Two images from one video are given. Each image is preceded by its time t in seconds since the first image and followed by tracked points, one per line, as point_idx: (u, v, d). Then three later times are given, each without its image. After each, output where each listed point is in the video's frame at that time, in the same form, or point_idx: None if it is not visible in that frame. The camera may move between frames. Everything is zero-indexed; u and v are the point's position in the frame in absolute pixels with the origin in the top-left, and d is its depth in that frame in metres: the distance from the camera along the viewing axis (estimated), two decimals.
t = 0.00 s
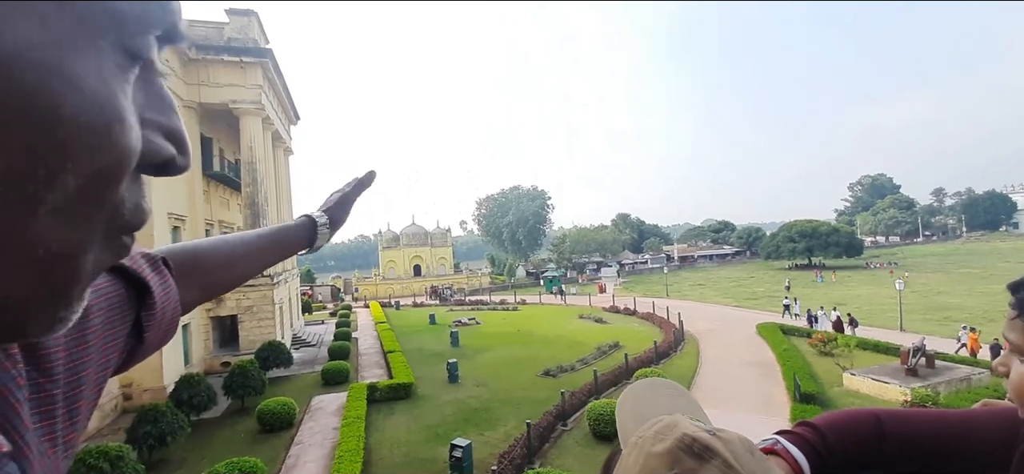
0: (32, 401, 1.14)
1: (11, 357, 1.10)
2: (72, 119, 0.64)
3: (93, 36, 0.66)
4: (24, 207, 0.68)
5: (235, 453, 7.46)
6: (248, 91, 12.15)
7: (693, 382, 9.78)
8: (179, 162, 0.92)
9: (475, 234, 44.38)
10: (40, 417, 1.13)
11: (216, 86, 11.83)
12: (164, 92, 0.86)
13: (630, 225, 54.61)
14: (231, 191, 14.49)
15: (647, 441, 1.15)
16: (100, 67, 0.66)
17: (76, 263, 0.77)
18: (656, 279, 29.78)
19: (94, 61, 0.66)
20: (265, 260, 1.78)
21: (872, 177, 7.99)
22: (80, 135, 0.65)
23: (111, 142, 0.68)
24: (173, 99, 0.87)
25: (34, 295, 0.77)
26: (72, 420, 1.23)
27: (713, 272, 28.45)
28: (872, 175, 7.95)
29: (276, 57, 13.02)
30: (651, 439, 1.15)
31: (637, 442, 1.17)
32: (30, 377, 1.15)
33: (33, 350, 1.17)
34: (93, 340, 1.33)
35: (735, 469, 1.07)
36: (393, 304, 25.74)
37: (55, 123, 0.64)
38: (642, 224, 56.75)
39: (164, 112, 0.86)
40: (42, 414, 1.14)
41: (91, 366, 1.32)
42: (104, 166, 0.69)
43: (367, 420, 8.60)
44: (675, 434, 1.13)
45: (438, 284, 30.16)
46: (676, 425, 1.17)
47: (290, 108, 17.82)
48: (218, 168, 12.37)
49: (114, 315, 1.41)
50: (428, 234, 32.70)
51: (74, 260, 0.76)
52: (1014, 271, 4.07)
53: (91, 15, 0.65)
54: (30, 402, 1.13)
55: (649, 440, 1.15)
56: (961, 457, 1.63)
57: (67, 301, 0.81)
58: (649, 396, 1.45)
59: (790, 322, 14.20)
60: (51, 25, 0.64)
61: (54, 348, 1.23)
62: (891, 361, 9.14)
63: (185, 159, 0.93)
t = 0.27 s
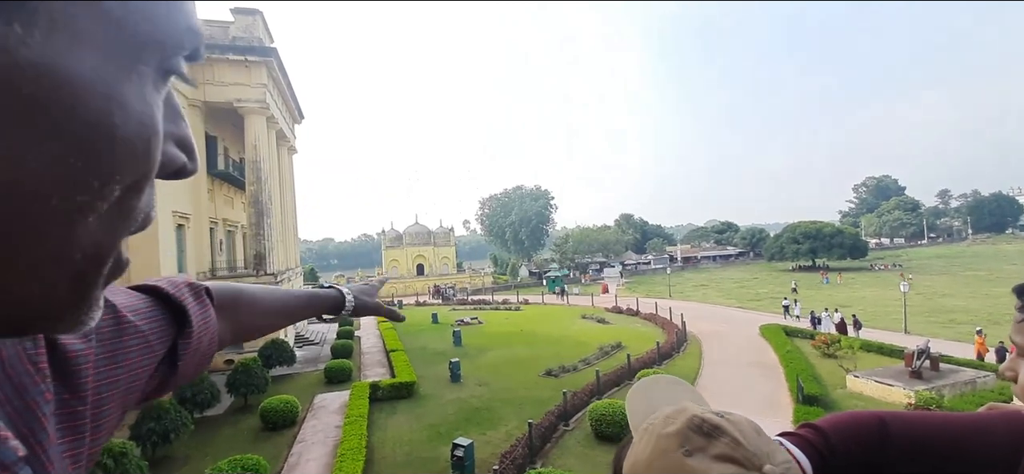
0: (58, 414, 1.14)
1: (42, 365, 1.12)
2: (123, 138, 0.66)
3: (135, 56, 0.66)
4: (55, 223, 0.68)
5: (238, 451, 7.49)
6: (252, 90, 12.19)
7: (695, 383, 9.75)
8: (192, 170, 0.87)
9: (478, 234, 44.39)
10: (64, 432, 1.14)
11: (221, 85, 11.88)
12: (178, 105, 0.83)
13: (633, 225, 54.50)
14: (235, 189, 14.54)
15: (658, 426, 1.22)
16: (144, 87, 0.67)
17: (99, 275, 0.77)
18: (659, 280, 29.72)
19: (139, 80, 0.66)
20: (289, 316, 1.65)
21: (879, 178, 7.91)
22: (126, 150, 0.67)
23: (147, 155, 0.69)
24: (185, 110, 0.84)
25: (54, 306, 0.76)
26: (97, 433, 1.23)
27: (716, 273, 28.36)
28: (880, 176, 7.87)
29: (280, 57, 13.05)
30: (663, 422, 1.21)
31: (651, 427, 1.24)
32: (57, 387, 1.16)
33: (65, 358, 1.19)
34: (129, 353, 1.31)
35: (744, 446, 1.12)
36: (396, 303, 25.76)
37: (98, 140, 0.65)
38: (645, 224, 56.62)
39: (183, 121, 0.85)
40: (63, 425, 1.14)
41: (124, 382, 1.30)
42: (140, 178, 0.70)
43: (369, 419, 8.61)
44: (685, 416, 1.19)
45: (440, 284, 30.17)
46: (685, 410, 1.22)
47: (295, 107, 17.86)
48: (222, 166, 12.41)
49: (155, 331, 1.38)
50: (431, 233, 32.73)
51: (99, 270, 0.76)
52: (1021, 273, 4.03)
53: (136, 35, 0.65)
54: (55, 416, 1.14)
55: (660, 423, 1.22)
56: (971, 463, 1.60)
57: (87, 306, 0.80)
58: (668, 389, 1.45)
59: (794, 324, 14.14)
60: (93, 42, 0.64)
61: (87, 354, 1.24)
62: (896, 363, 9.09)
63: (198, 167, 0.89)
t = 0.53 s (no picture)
0: (107, 404, 1.20)
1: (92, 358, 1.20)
2: (164, 155, 0.64)
3: (172, 73, 0.64)
4: (93, 238, 0.64)
5: (240, 449, 7.51)
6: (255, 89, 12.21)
7: (697, 383, 9.75)
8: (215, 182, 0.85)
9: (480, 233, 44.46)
10: (113, 421, 1.19)
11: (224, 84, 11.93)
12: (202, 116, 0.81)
13: (635, 225, 54.47)
14: (238, 188, 14.58)
15: (679, 428, 1.25)
16: (183, 103, 0.65)
17: (136, 287, 0.72)
18: (660, 280, 29.73)
19: (178, 98, 0.65)
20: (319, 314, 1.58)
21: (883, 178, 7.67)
22: (166, 166, 0.65)
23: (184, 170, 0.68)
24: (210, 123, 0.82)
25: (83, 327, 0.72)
26: (146, 422, 1.28)
27: (717, 273, 28.34)
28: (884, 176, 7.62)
29: (283, 56, 13.08)
30: (683, 426, 1.25)
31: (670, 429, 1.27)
32: (108, 378, 1.22)
33: (116, 349, 1.24)
34: (176, 344, 1.34)
35: (767, 452, 1.19)
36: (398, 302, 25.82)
37: (135, 157, 0.62)
38: (647, 224, 56.59)
39: (208, 137, 0.82)
40: (114, 413, 1.20)
41: (172, 372, 1.33)
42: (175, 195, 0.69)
43: (370, 417, 8.62)
44: (707, 422, 1.23)
45: (442, 283, 30.22)
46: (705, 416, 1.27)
47: (298, 106, 17.90)
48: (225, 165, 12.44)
49: (203, 323, 1.41)
50: (433, 232, 32.78)
51: (133, 289, 0.72)
52: None
53: (175, 52, 0.64)
54: (104, 406, 1.19)
55: (682, 428, 1.24)
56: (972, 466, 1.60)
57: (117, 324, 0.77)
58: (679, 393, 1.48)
59: (795, 324, 14.12)
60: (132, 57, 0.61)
61: (137, 345, 1.29)
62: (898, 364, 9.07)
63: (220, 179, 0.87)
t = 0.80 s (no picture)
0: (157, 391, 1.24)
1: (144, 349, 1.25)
2: (207, 171, 0.71)
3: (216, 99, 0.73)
4: (144, 246, 0.69)
5: (242, 448, 7.53)
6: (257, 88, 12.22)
7: (698, 383, 9.74)
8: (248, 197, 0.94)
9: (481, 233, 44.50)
10: (163, 408, 1.24)
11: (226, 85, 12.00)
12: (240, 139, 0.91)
13: (637, 225, 54.42)
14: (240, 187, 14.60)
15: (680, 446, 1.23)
16: (223, 126, 0.74)
17: (175, 296, 0.77)
18: (661, 279, 29.71)
19: (220, 121, 0.73)
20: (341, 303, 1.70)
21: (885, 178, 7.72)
22: (209, 180, 0.72)
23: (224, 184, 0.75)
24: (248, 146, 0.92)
25: (130, 327, 0.77)
26: (194, 408, 1.34)
27: (719, 273, 28.30)
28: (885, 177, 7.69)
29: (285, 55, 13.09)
30: (683, 446, 1.22)
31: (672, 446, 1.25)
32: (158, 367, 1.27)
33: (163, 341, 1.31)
34: (217, 333, 1.42)
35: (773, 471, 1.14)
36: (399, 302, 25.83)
37: (181, 176, 0.69)
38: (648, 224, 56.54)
39: (246, 158, 0.92)
40: (164, 399, 1.25)
41: (213, 361, 1.40)
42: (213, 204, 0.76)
43: (372, 417, 8.64)
44: (708, 440, 1.20)
45: (443, 283, 30.22)
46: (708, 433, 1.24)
47: (300, 106, 17.92)
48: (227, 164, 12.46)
49: (238, 315, 1.49)
50: (434, 232, 32.78)
51: (172, 296, 0.77)
52: None
53: (220, 80, 0.72)
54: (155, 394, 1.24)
55: (682, 446, 1.22)
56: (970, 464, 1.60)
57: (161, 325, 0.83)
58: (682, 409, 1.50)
59: (797, 324, 14.10)
60: (183, 84, 0.68)
61: (182, 337, 1.36)
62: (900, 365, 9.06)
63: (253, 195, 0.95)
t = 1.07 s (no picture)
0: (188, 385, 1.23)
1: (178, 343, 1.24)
2: (243, 188, 0.72)
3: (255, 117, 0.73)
4: (181, 248, 0.68)
5: (243, 447, 7.54)
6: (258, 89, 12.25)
7: (699, 384, 9.74)
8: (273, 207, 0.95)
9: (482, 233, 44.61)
10: (194, 401, 1.23)
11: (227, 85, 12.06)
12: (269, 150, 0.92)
13: (638, 225, 54.44)
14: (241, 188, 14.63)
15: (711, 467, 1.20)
16: (259, 145, 0.74)
17: (203, 298, 0.77)
18: (662, 279, 29.72)
19: (258, 140, 0.74)
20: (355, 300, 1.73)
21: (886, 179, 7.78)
22: (245, 196, 0.73)
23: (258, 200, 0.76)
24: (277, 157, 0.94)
25: (159, 328, 0.76)
26: (224, 401, 1.34)
27: (720, 273, 28.32)
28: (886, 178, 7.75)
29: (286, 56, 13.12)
30: (714, 468, 1.18)
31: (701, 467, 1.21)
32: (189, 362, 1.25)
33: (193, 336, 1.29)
34: (243, 330, 1.42)
35: None
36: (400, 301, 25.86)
37: (218, 184, 0.68)
38: (649, 224, 56.59)
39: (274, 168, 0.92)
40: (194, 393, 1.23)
41: (237, 358, 1.39)
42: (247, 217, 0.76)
43: (373, 416, 8.65)
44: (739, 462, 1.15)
45: (444, 282, 30.25)
46: (741, 453, 1.18)
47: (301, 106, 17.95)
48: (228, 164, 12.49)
49: (262, 313, 1.49)
50: (435, 232, 32.80)
51: (202, 298, 0.76)
52: None
53: (260, 100, 0.73)
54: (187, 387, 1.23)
55: (713, 467, 1.19)
56: (979, 463, 1.59)
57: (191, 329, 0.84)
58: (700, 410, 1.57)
59: (798, 325, 14.09)
60: (226, 102, 0.68)
61: (212, 334, 1.34)
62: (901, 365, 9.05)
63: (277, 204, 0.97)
